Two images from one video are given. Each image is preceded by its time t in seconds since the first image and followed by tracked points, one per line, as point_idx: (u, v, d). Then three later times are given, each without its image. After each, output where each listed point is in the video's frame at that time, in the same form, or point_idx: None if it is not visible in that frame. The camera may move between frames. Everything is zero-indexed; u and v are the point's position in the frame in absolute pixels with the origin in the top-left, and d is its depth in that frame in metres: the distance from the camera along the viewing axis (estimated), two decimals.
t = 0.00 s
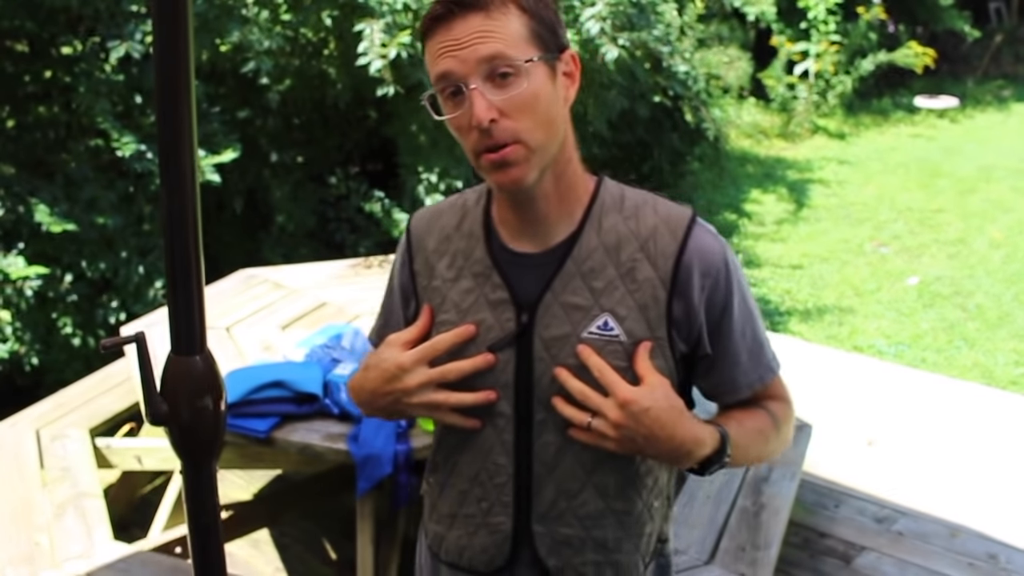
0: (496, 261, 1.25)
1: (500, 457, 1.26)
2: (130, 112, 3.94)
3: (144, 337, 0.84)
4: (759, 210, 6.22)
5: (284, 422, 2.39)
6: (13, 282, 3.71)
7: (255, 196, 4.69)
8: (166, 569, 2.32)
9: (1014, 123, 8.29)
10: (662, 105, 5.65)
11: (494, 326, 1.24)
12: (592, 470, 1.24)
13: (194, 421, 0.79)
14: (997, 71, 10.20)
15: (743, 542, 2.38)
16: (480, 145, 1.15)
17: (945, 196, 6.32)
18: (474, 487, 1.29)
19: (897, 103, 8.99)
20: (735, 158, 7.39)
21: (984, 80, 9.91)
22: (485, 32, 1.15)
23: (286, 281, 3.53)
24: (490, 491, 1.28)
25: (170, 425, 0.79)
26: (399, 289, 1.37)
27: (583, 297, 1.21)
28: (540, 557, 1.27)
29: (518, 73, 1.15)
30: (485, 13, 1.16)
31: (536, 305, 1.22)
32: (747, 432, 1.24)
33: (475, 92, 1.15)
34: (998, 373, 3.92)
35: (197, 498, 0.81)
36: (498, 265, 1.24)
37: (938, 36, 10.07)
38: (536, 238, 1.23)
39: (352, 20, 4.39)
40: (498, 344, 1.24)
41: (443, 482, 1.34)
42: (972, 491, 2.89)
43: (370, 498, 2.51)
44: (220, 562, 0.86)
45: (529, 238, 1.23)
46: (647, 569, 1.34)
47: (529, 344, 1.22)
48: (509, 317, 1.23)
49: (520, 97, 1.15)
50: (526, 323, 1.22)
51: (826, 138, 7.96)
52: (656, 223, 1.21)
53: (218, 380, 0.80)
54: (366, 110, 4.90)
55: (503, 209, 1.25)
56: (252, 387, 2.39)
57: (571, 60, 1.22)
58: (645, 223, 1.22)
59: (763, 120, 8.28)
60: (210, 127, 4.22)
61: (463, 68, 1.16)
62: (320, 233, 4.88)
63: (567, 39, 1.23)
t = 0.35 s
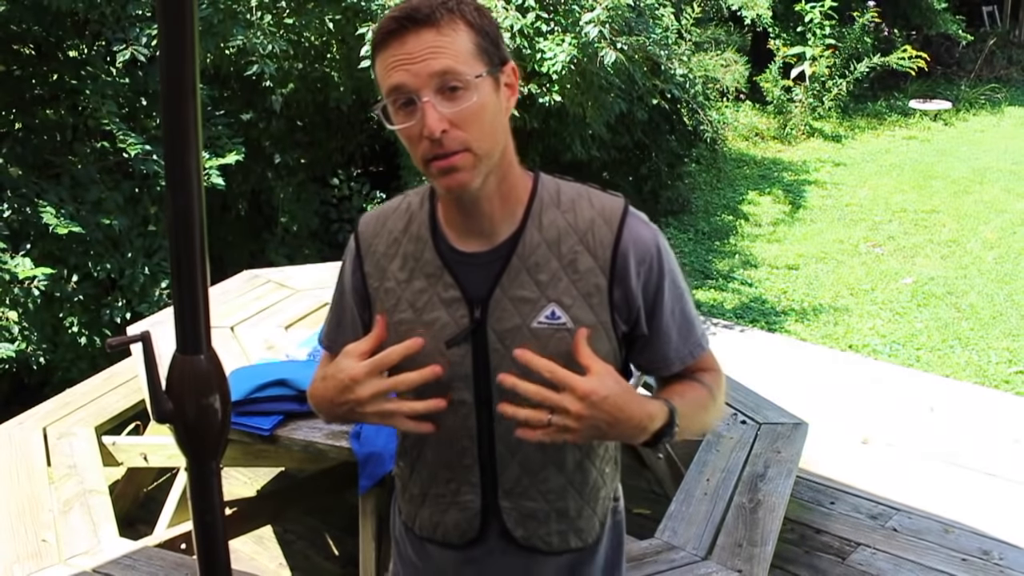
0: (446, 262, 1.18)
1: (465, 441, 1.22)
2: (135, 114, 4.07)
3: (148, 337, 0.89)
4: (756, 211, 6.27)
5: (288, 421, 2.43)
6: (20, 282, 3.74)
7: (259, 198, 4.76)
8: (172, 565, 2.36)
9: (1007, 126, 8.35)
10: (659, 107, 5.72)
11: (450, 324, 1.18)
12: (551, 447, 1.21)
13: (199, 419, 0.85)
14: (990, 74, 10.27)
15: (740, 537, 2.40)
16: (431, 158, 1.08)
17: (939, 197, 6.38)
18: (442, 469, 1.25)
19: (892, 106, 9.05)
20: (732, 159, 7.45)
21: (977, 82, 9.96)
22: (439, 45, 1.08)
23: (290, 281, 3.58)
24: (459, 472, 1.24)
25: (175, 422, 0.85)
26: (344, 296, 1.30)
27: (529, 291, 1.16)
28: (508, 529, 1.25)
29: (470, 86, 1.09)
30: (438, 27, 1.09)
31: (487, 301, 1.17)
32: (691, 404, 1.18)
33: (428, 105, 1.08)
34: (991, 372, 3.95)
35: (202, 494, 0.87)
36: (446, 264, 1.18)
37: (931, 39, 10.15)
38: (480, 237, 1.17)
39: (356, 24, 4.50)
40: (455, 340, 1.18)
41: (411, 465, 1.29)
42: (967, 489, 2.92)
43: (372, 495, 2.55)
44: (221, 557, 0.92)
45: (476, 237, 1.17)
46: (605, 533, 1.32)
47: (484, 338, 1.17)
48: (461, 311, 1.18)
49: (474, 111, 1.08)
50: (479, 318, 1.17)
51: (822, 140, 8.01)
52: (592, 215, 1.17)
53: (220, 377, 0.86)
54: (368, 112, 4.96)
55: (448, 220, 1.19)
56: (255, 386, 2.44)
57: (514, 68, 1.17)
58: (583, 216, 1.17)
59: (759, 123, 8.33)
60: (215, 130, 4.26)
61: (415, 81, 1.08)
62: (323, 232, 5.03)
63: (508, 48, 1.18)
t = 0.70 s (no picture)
0: (440, 250, 1.19)
1: (462, 428, 1.22)
2: (134, 116, 4.04)
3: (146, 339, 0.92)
4: (757, 212, 6.26)
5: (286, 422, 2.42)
6: (17, 284, 3.71)
7: (258, 199, 4.76)
8: (170, 568, 2.35)
9: (1008, 127, 8.34)
10: (660, 108, 5.71)
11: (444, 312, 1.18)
12: (546, 429, 1.22)
13: (197, 421, 0.88)
14: (992, 74, 10.27)
15: (740, 539, 2.38)
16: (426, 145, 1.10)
17: (940, 199, 6.37)
18: (437, 459, 1.24)
19: (893, 107, 9.04)
20: (733, 161, 7.43)
21: (978, 83, 9.95)
22: (438, 41, 1.12)
23: (288, 282, 3.58)
24: (456, 461, 1.24)
25: (174, 425, 0.88)
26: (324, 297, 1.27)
27: (520, 275, 1.17)
28: (507, 516, 1.25)
29: (468, 80, 1.12)
30: (439, 26, 1.12)
31: (481, 287, 1.17)
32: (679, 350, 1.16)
33: (426, 98, 1.11)
34: (992, 374, 3.95)
35: (201, 495, 0.91)
36: (439, 252, 1.19)
37: (932, 40, 10.14)
38: (471, 220, 1.19)
39: (356, 24, 4.49)
40: (451, 326, 1.17)
41: (403, 460, 1.28)
42: (969, 492, 2.91)
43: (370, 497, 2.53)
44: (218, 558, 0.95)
45: (467, 223, 1.19)
46: (596, 521, 1.33)
47: (479, 325, 1.17)
48: (454, 297, 1.18)
49: (470, 106, 1.12)
50: (474, 304, 1.17)
51: (822, 142, 7.99)
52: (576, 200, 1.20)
53: (217, 380, 0.89)
54: (367, 114, 4.96)
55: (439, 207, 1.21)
56: (255, 387, 2.43)
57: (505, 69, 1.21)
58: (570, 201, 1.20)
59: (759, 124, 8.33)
60: (214, 131, 4.25)
61: (414, 74, 1.11)
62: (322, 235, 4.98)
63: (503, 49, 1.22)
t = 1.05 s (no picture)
0: (457, 250, 1.23)
1: (474, 432, 1.24)
2: (133, 115, 4.04)
3: (146, 340, 0.94)
4: (757, 212, 6.25)
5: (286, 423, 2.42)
6: (16, 284, 3.70)
7: (258, 199, 4.75)
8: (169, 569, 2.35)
9: (1009, 127, 8.34)
10: (659, 108, 5.71)
11: (460, 311, 1.21)
12: (560, 434, 1.24)
13: (196, 420, 0.91)
14: (992, 74, 10.29)
15: (741, 539, 2.38)
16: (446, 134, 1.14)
17: (941, 198, 6.36)
18: (447, 466, 1.26)
19: (894, 107, 9.04)
20: (733, 161, 7.42)
21: (979, 83, 9.96)
22: (461, 37, 1.17)
23: (288, 282, 3.57)
24: (467, 467, 1.25)
25: (174, 424, 0.90)
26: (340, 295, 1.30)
27: (535, 275, 1.21)
28: (519, 524, 1.26)
29: (488, 76, 1.18)
30: (462, 21, 1.18)
31: (496, 287, 1.21)
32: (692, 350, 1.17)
33: (447, 92, 1.16)
34: (993, 374, 3.95)
35: (199, 493, 0.94)
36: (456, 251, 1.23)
37: (933, 39, 10.14)
38: (487, 219, 1.23)
39: (356, 25, 4.49)
40: (466, 326, 1.21)
41: (406, 469, 1.29)
42: (970, 492, 2.90)
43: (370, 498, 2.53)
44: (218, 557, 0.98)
45: (485, 221, 1.23)
46: (608, 535, 1.35)
47: (494, 325, 1.21)
48: (471, 298, 1.21)
49: (490, 101, 1.16)
50: (491, 303, 1.21)
51: (823, 141, 7.98)
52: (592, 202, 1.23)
53: (218, 378, 0.92)
54: (367, 113, 4.96)
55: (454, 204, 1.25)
56: (254, 388, 2.42)
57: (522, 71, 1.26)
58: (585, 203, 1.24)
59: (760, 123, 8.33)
60: (214, 131, 4.24)
61: (437, 67, 1.16)
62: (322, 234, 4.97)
63: (521, 50, 1.27)
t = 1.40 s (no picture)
0: (497, 250, 1.26)
1: (507, 441, 1.27)
2: (132, 115, 4.02)
3: (144, 341, 0.94)
4: (758, 212, 6.24)
5: (285, 423, 2.41)
6: (14, 284, 3.69)
7: (257, 199, 4.74)
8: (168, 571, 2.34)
9: (1010, 127, 8.32)
10: (660, 108, 5.69)
11: (498, 314, 1.24)
12: (597, 448, 1.26)
13: (194, 422, 0.90)
14: (993, 74, 10.27)
15: (741, 541, 2.37)
16: (488, 141, 1.19)
17: (942, 198, 6.35)
18: (478, 475, 1.29)
19: (895, 106, 9.02)
20: (733, 160, 7.41)
21: (980, 83, 9.94)
22: (501, 38, 1.20)
23: (287, 282, 3.56)
24: (497, 479, 1.28)
25: (172, 426, 0.90)
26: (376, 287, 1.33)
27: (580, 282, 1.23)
28: (550, 540, 1.29)
29: (529, 77, 1.21)
30: (503, 20, 1.20)
31: (539, 292, 1.24)
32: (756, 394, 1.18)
33: (487, 95, 1.20)
34: (994, 374, 3.94)
35: (199, 496, 0.93)
36: (498, 253, 1.25)
37: (934, 38, 10.12)
38: (534, 225, 1.25)
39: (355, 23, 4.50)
40: (503, 330, 1.23)
41: (437, 478, 1.33)
42: (972, 493, 2.89)
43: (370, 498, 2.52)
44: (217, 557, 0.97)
45: (528, 225, 1.25)
46: (641, 552, 1.38)
47: (534, 330, 1.23)
48: (512, 307, 1.24)
49: (531, 105, 1.20)
50: (530, 308, 1.23)
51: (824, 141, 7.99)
52: (644, 209, 1.25)
53: (218, 379, 0.91)
54: (366, 113, 4.94)
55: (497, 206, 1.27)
56: (252, 389, 2.41)
57: (571, 68, 1.28)
58: (635, 210, 1.25)
59: (761, 123, 8.32)
60: (213, 131, 4.23)
61: (476, 69, 1.20)
62: (321, 234, 4.95)
63: (571, 45, 1.29)
